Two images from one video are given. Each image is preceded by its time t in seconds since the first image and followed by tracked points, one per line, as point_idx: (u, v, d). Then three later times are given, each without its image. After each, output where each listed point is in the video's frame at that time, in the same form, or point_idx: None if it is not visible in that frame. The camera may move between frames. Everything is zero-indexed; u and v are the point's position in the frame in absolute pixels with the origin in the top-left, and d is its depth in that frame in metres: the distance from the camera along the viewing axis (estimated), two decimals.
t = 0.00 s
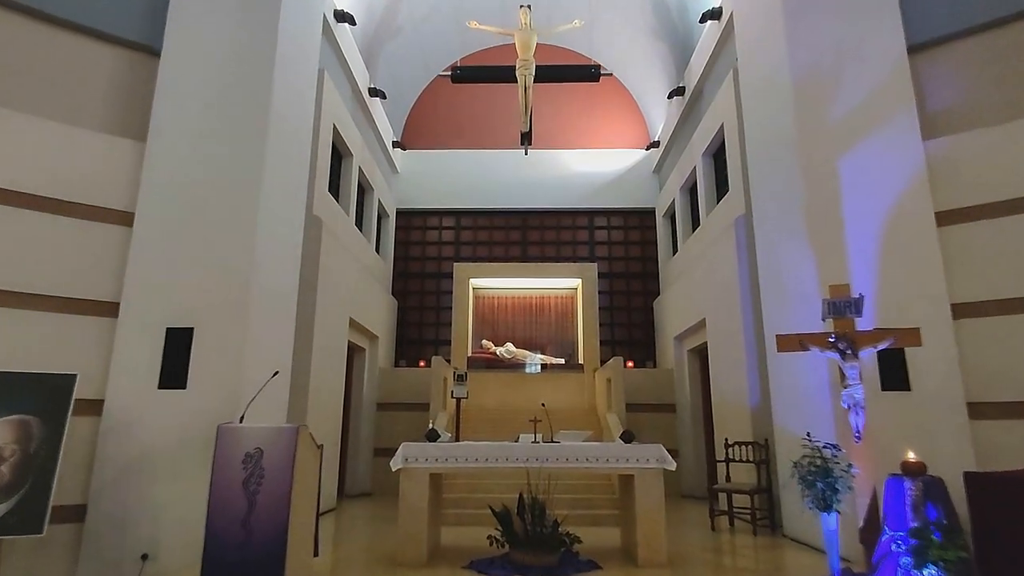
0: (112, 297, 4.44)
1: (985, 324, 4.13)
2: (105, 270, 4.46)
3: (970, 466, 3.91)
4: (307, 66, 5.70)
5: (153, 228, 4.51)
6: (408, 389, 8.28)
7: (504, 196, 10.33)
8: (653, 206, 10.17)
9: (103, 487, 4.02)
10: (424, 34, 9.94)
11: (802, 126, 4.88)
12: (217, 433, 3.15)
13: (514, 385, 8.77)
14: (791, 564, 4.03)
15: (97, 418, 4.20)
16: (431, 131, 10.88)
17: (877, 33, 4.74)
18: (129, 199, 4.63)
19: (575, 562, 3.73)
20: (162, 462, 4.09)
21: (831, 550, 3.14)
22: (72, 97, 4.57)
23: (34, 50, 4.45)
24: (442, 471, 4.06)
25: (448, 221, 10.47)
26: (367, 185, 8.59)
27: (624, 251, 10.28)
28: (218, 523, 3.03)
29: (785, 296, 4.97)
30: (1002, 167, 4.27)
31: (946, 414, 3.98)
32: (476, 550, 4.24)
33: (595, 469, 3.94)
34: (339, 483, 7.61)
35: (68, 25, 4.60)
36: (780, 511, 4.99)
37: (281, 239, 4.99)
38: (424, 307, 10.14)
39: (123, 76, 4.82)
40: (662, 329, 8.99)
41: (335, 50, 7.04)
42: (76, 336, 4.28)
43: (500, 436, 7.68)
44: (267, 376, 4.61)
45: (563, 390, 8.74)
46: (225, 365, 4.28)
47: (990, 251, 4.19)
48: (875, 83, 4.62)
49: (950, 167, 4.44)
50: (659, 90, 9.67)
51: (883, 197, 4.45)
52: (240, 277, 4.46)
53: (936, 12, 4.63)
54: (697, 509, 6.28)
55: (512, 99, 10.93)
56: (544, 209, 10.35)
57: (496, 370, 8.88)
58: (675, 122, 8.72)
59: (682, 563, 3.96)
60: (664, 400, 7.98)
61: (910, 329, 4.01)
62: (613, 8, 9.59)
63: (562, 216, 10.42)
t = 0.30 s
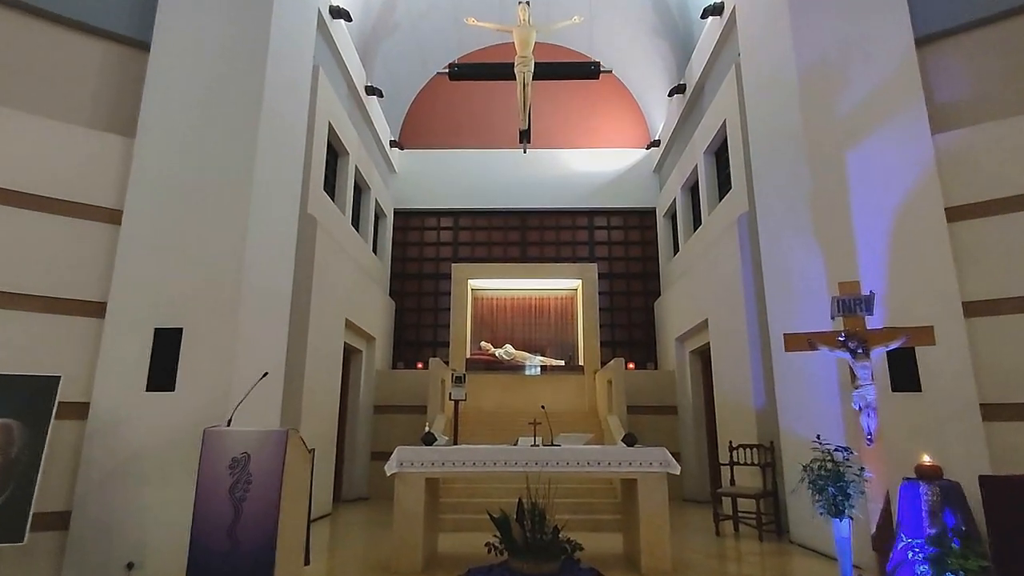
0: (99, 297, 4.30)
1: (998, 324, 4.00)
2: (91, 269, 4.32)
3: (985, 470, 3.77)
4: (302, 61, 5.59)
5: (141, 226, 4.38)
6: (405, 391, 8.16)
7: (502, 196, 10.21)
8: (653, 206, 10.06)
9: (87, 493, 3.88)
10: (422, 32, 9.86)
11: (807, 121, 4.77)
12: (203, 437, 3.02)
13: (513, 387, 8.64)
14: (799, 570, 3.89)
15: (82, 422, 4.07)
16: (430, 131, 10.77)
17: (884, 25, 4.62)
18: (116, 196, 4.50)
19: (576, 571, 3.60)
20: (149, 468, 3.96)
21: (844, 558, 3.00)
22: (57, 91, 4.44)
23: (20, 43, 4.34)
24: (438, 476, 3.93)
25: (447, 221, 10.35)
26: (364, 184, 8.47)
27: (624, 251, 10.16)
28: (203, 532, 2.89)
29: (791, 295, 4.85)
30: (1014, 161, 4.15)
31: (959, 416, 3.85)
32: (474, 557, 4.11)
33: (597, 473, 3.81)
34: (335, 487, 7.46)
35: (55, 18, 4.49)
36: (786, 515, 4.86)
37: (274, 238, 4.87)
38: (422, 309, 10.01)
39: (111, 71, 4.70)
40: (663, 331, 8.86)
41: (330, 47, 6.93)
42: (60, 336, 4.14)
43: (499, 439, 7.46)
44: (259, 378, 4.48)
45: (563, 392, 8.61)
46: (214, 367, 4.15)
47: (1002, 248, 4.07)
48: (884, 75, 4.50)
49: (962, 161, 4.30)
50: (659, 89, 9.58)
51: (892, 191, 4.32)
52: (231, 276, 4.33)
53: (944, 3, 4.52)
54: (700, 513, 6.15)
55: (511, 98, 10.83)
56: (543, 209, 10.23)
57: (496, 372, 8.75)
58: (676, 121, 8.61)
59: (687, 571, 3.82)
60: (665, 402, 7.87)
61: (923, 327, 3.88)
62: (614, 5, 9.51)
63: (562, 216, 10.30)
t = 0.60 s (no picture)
0: (86, 294, 4.17)
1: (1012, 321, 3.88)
2: (78, 266, 4.19)
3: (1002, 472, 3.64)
4: (296, 56, 5.47)
5: (130, 222, 4.25)
6: (403, 392, 8.03)
7: (502, 195, 10.09)
8: (654, 205, 9.95)
9: (72, 497, 3.75)
10: (420, 29, 9.76)
11: (813, 114, 4.66)
12: (189, 438, 2.89)
13: (513, 388, 8.51)
14: None
15: (68, 424, 3.93)
16: (428, 130, 10.66)
17: (893, 12, 4.46)
18: (105, 191, 4.37)
19: None
20: (135, 472, 3.82)
21: (858, 563, 2.88)
22: (43, 84, 4.32)
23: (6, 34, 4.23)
24: (435, 478, 3.80)
25: (445, 220, 10.23)
26: (361, 182, 8.34)
27: (625, 251, 10.04)
28: (189, 538, 2.76)
29: (797, 292, 4.73)
30: None
31: (973, 416, 3.73)
32: (473, 563, 3.98)
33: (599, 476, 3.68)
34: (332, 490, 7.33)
35: (42, 8, 4.37)
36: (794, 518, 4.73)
37: (267, 234, 4.74)
38: (420, 309, 9.89)
39: (100, 64, 4.58)
40: (665, 331, 8.75)
41: (327, 43, 6.83)
42: (45, 335, 4.01)
43: (500, 441, 7.27)
44: (251, 377, 4.35)
45: (564, 393, 8.48)
46: (205, 367, 4.02)
47: (1017, 243, 3.95)
48: (895, 65, 4.36)
49: (973, 154, 4.19)
50: (660, 86, 9.47)
51: (902, 185, 4.18)
52: (222, 272, 4.21)
53: None
54: (704, 516, 6.03)
55: (510, 97, 10.72)
56: (543, 208, 10.11)
57: (496, 373, 8.62)
58: (677, 118, 8.49)
59: None
60: (667, 403, 7.78)
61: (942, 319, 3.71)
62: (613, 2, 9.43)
63: (562, 215, 10.19)
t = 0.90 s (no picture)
0: (70, 292, 4.00)
1: None
2: (62, 262, 4.01)
3: None
4: (291, 47, 5.32)
5: (117, 216, 4.08)
6: (401, 393, 7.86)
7: (501, 193, 9.93)
8: (656, 204, 9.80)
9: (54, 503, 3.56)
10: (418, 25, 9.63)
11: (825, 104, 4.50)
12: (173, 441, 2.72)
13: (513, 389, 8.35)
14: None
15: (51, 427, 3.76)
16: (426, 127, 10.51)
17: None
18: (90, 184, 4.20)
19: None
20: (120, 477, 3.64)
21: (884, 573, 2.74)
22: (27, 74, 4.15)
23: None
24: (434, 483, 3.64)
25: (444, 219, 10.07)
26: (358, 180, 8.18)
27: (627, 250, 9.89)
28: (172, 547, 2.59)
29: (809, 289, 4.57)
30: None
31: (995, 416, 3.57)
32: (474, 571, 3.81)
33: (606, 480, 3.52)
34: (329, 494, 7.16)
35: None
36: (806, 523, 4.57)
37: (260, 230, 4.58)
38: (419, 309, 9.73)
39: (88, 53, 4.42)
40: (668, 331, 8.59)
41: (323, 36, 6.68)
42: (27, 334, 3.83)
43: (500, 443, 7.14)
44: (243, 378, 4.19)
45: (566, 394, 8.31)
46: (194, 367, 3.86)
47: None
48: (910, 54, 4.24)
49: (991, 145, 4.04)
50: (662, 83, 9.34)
51: (921, 176, 4.05)
52: (213, 268, 4.05)
53: None
54: (711, 521, 5.86)
55: (510, 95, 10.58)
56: (544, 207, 9.95)
57: (495, 374, 8.48)
58: (680, 115, 8.34)
59: None
60: (670, 404, 7.64)
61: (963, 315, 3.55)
62: None
63: (563, 213, 10.04)
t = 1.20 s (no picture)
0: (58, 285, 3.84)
1: None
2: (49, 254, 3.85)
3: None
4: (286, 34, 5.17)
5: (107, 206, 3.94)
6: (401, 390, 7.73)
7: (502, 187, 9.78)
8: (660, 198, 9.65)
9: (41, 504, 3.43)
10: (417, 17, 9.48)
11: (838, 91, 4.36)
12: (160, 441, 2.60)
13: (515, 386, 8.21)
14: None
15: (38, 425, 3.62)
16: (426, 121, 10.37)
17: None
18: (78, 173, 4.04)
19: None
20: (111, 477, 3.51)
21: None
22: (12, 60, 4.00)
23: None
24: (435, 482, 3.52)
25: (445, 214, 9.93)
26: (357, 173, 8.04)
27: (630, 244, 9.74)
28: (159, 552, 2.47)
29: (821, 282, 4.44)
30: None
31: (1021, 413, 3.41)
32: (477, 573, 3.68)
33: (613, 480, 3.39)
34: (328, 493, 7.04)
35: None
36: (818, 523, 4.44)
37: (255, 222, 4.43)
38: (419, 306, 9.59)
39: (77, 38, 4.26)
40: (672, 327, 8.45)
41: (319, 25, 6.53)
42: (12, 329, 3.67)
43: (502, 440, 7.02)
44: (237, 374, 4.07)
45: (569, 391, 8.17)
46: (187, 363, 3.73)
47: None
48: (923, 40, 4.03)
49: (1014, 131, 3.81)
50: (665, 75, 9.18)
51: (934, 170, 3.87)
52: (206, 261, 3.92)
53: None
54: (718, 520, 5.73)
55: (511, 87, 10.43)
56: (546, 201, 9.80)
57: (497, 371, 8.36)
58: (684, 107, 8.19)
59: None
60: (675, 401, 7.53)
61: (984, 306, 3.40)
62: None
63: (565, 208, 9.90)
